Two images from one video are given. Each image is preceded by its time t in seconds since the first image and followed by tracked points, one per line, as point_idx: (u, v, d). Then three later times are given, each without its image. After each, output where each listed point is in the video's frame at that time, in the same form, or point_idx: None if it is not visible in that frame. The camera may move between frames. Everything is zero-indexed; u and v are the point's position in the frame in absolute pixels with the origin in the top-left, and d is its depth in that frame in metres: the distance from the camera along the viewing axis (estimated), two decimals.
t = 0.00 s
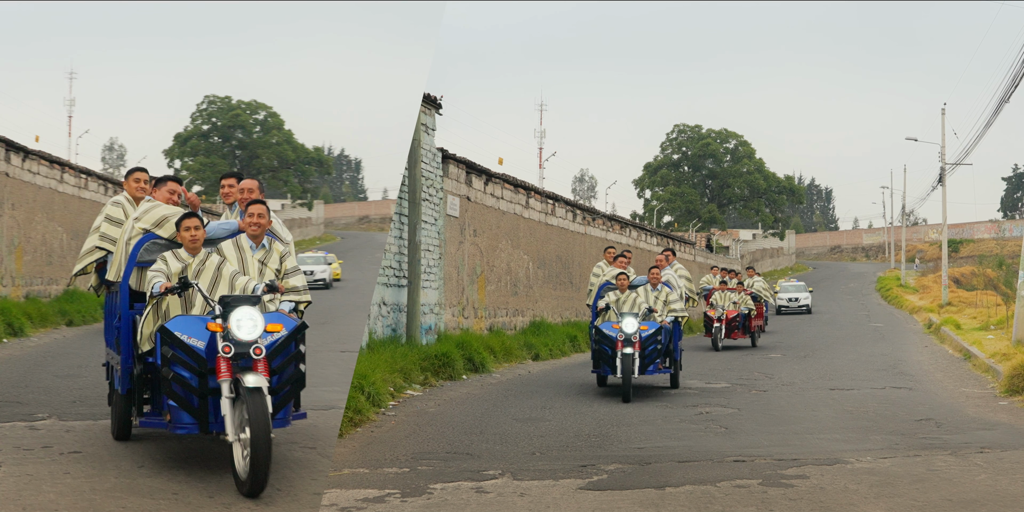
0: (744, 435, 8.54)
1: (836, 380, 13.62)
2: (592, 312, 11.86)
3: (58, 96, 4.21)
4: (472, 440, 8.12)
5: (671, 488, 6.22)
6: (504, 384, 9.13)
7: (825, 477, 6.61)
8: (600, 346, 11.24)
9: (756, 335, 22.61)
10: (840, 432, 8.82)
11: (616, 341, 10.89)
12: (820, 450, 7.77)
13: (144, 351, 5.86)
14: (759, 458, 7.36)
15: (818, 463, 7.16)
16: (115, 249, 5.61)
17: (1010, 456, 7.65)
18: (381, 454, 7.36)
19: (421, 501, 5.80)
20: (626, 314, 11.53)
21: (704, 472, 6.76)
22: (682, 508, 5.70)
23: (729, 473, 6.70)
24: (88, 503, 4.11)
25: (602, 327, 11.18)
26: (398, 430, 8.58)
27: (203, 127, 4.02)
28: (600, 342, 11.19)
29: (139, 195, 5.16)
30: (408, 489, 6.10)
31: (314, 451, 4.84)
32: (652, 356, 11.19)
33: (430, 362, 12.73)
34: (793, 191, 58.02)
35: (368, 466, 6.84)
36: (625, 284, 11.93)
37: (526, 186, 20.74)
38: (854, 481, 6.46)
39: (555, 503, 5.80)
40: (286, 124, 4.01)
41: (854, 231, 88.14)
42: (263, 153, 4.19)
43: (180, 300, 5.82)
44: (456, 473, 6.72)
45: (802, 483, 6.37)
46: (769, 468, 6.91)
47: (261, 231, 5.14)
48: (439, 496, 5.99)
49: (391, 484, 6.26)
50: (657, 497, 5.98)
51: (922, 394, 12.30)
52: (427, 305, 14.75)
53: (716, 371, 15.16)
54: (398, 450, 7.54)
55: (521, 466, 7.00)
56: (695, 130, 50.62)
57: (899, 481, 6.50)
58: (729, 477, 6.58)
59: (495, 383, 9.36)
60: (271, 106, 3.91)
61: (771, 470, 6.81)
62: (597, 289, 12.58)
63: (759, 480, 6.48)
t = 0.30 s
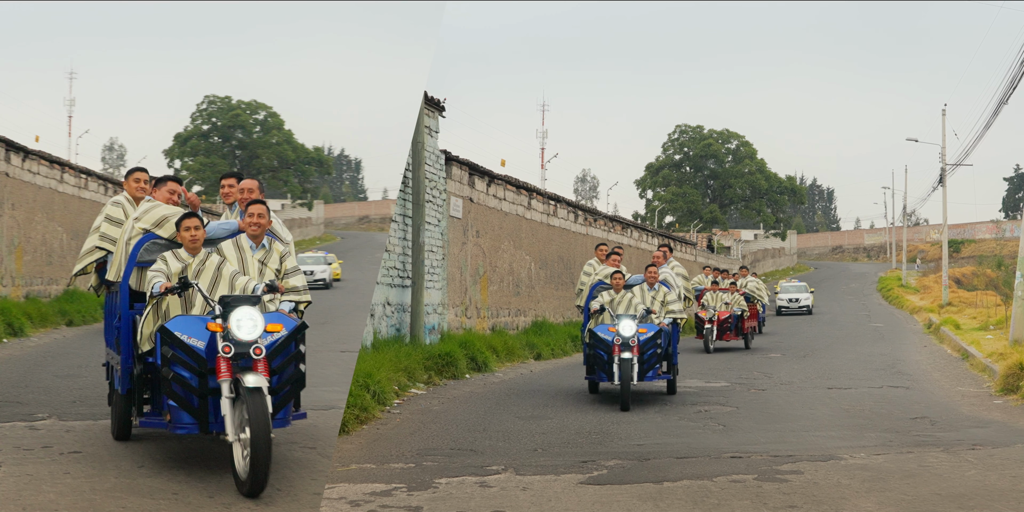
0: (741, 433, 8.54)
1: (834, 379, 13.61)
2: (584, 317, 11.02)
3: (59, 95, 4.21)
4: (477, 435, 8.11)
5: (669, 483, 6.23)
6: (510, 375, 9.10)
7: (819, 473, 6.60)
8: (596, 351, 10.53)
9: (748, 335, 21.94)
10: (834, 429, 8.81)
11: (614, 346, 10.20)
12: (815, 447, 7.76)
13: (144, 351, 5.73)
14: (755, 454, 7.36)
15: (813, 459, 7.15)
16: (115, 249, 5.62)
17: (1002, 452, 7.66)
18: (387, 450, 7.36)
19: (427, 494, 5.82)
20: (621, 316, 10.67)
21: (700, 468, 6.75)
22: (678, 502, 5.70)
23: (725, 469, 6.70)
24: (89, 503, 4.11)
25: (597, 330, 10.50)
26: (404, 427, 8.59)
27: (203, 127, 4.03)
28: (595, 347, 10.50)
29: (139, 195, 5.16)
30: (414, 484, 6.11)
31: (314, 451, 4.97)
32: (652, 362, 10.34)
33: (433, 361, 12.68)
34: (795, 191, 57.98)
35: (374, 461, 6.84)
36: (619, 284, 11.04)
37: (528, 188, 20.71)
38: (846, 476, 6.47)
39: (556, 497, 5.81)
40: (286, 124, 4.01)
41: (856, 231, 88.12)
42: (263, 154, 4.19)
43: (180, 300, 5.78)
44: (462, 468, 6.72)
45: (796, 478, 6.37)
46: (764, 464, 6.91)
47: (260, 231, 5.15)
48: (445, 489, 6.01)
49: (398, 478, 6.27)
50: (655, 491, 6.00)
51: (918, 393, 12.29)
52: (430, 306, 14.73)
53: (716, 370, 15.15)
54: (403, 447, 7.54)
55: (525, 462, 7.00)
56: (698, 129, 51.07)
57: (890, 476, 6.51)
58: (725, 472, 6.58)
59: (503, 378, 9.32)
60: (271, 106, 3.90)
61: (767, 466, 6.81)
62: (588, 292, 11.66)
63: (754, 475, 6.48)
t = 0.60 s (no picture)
0: (736, 430, 8.55)
1: (830, 378, 13.61)
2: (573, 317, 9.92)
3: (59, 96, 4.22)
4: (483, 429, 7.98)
5: (663, 477, 6.24)
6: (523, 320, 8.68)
7: (810, 468, 6.61)
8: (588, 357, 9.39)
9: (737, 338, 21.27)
10: (827, 427, 8.82)
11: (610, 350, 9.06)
12: (806, 443, 7.77)
13: (144, 352, 5.63)
14: (748, 450, 7.36)
15: (804, 455, 7.16)
16: (115, 249, 5.64)
17: (989, 449, 7.67)
18: (391, 446, 7.36)
19: (430, 488, 5.83)
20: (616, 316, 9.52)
21: (694, 463, 6.76)
22: (672, 496, 5.71)
23: (718, 464, 6.70)
24: (88, 503, 4.12)
25: (590, 333, 9.36)
26: (407, 424, 8.60)
27: (203, 127, 4.06)
28: (589, 352, 9.32)
29: (139, 195, 5.16)
30: (417, 478, 6.12)
31: (315, 451, 4.98)
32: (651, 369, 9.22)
33: (435, 360, 12.67)
34: (795, 192, 58.05)
35: (379, 457, 6.84)
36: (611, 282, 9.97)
37: (529, 189, 20.72)
38: (836, 471, 6.48)
39: (554, 491, 5.81)
40: (285, 125, 4.02)
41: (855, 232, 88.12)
42: (263, 154, 4.18)
43: (181, 300, 5.70)
44: (463, 463, 6.72)
45: (787, 473, 6.38)
46: (757, 459, 6.91)
47: (260, 231, 5.16)
48: (447, 484, 6.01)
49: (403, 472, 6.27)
50: (650, 486, 6.00)
51: (913, 392, 12.30)
52: (432, 306, 14.74)
53: (713, 370, 15.16)
54: (406, 443, 7.53)
55: (524, 457, 7.00)
56: (697, 130, 51.13)
57: (880, 471, 6.51)
58: (717, 467, 6.58)
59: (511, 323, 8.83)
60: (271, 106, 3.89)
61: (759, 461, 6.81)
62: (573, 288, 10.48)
63: (746, 470, 6.48)
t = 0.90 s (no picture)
0: (730, 427, 8.56)
1: (825, 377, 13.63)
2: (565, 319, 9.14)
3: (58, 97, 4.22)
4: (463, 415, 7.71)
5: (658, 472, 6.24)
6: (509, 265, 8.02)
7: (801, 463, 6.63)
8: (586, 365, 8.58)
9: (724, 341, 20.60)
10: (820, 424, 8.84)
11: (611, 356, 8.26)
12: (799, 440, 7.78)
13: (144, 351, 5.65)
14: (742, 446, 7.37)
15: (795, 451, 7.17)
16: (115, 249, 5.62)
17: (977, 445, 7.70)
18: (395, 442, 7.37)
19: (433, 482, 5.84)
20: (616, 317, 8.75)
21: (689, 459, 6.77)
22: (666, 489, 5.72)
23: (711, 459, 6.71)
24: (88, 503, 4.12)
25: (589, 339, 8.56)
26: (410, 422, 8.59)
27: (203, 127, 4.09)
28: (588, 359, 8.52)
29: (139, 195, 5.16)
30: (420, 472, 6.13)
31: (314, 451, 5.00)
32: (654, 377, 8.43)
33: (437, 359, 12.66)
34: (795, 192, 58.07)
35: (385, 452, 6.84)
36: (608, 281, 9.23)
37: (529, 190, 20.70)
38: (825, 466, 6.50)
39: (553, 484, 5.83)
40: (284, 124, 4.07)
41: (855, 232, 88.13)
42: (263, 154, 4.19)
43: (181, 300, 5.70)
44: (464, 458, 6.73)
45: (778, 468, 6.39)
46: (749, 455, 6.92)
47: (260, 231, 5.16)
48: (450, 478, 6.02)
49: (407, 466, 6.29)
50: (644, 480, 6.01)
51: (907, 390, 12.32)
52: (433, 306, 14.75)
53: (710, 369, 15.19)
54: (410, 440, 7.53)
55: (524, 453, 7.01)
56: (697, 130, 51.13)
57: (868, 466, 6.53)
58: (710, 462, 6.59)
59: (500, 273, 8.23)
60: (271, 106, 3.98)
61: (751, 457, 6.82)
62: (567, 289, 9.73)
63: (739, 465, 6.49)
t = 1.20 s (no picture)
0: (727, 426, 8.57)
1: (822, 378, 13.64)
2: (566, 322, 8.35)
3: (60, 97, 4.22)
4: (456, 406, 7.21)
5: (658, 469, 6.25)
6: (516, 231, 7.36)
7: (796, 460, 6.64)
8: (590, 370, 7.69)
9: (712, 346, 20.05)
10: (816, 423, 8.85)
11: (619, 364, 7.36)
12: (794, 438, 7.79)
13: (144, 351, 5.69)
14: (738, 444, 7.37)
15: (791, 448, 7.18)
16: (115, 249, 5.61)
17: (970, 444, 7.71)
18: (402, 440, 7.39)
19: (440, 478, 5.85)
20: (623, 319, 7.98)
21: (686, 456, 6.77)
22: (662, 485, 5.73)
23: (708, 457, 6.72)
24: (89, 503, 4.12)
25: (594, 342, 7.64)
26: (415, 421, 8.59)
27: (203, 127, 4.11)
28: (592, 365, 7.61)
29: (138, 195, 5.16)
30: (427, 469, 6.13)
31: (314, 451, 4.99)
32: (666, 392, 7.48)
33: (440, 360, 12.67)
34: (795, 193, 58.02)
35: (392, 450, 6.86)
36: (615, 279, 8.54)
37: (530, 192, 20.68)
38: (820, 463, 6.51)
39: (556, 480, 5.83)
40: (284, 124, 4.10)
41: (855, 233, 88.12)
42: (264, 154, 4.19)
43: (181, 300, 5.71)
44: (469, 456, 6.74)
45: (774, 465, 6.40)
46: (746, 453, 6.93)
47: (260, 231, 5.16)
48: (456, 474, 6.02)
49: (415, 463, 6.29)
50: (643, 476, 6.02)
51: (904, 390, 12.32)
52: (436, 307, 14.75)
53: (709, 369, 15.21)
54: (416, 438, 7.54)
55: (528, 451, 7.01)
56: (697, 131, 51.10)
57: (862, 464, 6.54)
58: (708, 460, 6.60)
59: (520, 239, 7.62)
60: (272, 106, 4.01)
61: (748, 455, 6.84)
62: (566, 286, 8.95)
63: (736, 462, 6.50)
